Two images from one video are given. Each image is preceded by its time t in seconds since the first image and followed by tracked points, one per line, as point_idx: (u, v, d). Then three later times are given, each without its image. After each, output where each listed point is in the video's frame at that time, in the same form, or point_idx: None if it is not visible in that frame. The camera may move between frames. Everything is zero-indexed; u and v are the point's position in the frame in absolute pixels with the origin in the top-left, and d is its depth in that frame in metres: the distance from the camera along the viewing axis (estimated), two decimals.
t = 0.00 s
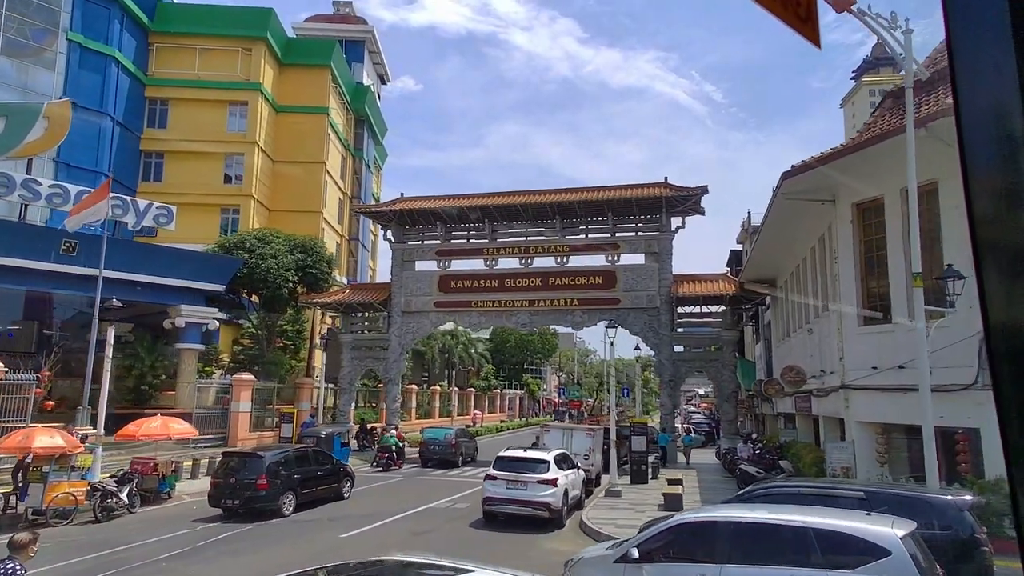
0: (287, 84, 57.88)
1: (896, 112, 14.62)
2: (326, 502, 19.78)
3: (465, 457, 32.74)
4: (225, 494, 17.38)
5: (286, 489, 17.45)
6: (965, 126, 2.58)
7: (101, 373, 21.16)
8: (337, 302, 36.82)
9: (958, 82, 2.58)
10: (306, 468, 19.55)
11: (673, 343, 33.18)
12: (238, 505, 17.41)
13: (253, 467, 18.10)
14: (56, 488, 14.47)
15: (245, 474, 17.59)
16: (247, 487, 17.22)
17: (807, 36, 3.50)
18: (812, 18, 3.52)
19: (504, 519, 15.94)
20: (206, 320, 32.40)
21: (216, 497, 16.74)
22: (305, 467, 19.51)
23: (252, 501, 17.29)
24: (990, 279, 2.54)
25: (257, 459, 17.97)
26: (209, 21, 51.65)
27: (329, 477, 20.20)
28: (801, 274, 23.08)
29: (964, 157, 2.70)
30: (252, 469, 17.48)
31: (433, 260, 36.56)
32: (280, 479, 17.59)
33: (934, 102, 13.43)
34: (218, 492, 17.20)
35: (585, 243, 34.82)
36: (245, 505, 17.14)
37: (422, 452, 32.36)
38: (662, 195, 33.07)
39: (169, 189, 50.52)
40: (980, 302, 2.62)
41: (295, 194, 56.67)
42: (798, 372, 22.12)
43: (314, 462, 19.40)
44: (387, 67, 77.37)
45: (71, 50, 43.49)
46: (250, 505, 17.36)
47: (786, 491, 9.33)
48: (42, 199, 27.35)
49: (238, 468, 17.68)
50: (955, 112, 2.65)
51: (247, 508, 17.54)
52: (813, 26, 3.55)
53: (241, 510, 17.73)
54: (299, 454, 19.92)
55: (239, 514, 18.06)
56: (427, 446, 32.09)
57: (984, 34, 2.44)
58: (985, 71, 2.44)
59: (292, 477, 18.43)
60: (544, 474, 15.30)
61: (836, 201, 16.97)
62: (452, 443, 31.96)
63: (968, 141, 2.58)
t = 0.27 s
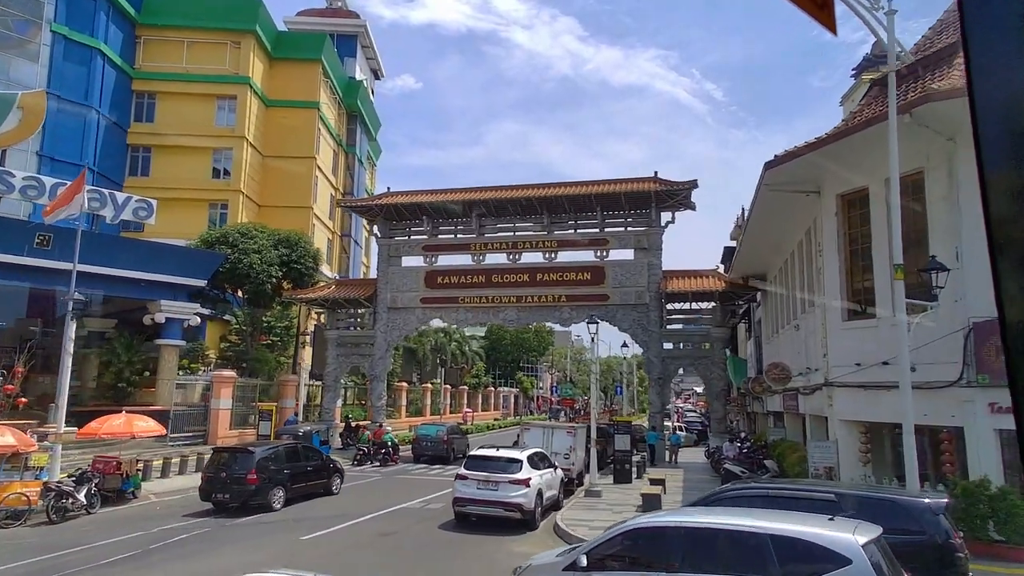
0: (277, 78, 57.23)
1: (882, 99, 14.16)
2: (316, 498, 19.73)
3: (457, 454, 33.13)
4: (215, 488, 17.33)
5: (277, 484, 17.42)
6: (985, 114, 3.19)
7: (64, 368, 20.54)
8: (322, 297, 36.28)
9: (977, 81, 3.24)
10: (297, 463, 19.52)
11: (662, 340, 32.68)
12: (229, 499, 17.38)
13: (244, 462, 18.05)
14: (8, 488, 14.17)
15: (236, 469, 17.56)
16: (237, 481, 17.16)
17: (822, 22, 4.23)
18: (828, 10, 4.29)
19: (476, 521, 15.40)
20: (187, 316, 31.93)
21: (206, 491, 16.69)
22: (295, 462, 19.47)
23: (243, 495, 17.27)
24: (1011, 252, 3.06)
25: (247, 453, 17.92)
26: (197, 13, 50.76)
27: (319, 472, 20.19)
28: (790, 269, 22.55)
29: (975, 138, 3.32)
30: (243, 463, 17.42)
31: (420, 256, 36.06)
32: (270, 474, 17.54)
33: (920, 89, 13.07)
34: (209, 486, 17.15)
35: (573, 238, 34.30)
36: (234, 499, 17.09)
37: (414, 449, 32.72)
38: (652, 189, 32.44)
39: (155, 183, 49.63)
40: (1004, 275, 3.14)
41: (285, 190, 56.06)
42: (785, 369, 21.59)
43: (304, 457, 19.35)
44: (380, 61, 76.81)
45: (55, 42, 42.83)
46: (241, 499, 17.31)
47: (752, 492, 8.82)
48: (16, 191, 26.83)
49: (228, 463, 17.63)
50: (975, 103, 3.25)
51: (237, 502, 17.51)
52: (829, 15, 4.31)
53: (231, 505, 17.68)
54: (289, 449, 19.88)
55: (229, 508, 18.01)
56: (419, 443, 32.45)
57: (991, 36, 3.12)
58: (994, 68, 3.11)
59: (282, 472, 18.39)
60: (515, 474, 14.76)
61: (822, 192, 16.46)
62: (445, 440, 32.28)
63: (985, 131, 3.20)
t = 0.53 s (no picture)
0: (266, 70, 56.58)
1: (866, 83, 13.66)
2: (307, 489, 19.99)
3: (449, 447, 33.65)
4: (207, 480, 17.58)
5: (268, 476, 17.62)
6: None
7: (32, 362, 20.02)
8: (307, 291, 35.74)
9: None
10: (287, 455, 19.76)
11: (650, 335, 32.18)
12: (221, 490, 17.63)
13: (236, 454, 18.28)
14: None
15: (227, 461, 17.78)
16: (228, 473, 17.40)
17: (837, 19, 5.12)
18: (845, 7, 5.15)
19: (447, 520, 14.91)
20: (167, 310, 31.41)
21: (199, 482, 16.95)
22: (287, 454, 19.71)
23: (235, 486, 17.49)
24: None
25: (239, 445, 18.16)
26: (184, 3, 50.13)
27: (310, 466, 20.41)
28: (778, 261, 22.03)
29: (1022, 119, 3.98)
30: (234, 455, 17.66)
31: (406, 249, 35.53)
32: (261, 466, 17.78)
33: (905, 72, 12.56)
34: (201, 478, 17.41)
35: (561, 231, 33.79)
36: (226, 490, 17.34)
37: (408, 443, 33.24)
38: (641, 182, 31.89)
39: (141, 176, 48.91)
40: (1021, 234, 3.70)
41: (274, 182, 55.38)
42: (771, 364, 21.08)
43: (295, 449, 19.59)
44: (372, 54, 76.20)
45: (37, 31, 42.24)
46: (232, 491, 17.57)
47: (716, 490, 8.36)
48: None
49: (219, 455, 17.86)
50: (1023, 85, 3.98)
51: (229, 494, 17.76)
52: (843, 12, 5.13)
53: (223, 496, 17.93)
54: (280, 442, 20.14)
55: (221, 500, 18.26)
56: (413, 436, 33.01)
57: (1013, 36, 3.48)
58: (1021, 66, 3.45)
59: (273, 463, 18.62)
60: (485, 471, 14.29)
61: (805, 181, 15.97)
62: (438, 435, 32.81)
63: None
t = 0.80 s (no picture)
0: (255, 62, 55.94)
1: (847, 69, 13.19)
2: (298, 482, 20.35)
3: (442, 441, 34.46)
4: (201, 473, 17.91)
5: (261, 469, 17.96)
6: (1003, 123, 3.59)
7: None
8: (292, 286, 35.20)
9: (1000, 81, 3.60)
10: (280, 450, 20.10)
11: (638, 331, 31.70)
12: (214, 483, 17.99)
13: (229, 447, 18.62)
14: None
15: (221, 454, 18.12)
16: (222, 466, 17.73)
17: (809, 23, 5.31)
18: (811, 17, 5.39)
19: (416, 521, 14.41)
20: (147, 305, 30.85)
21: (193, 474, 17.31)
22: (279, 448, 20.06)
23: (227, 479, 17.83)
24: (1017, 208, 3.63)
25: (232, 440, 18.50)
26: None
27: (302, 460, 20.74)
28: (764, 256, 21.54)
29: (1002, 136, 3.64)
30: (228, 449, 17.99)
31: (392, 244, 35.02)
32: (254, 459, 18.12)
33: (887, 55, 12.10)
34: (195, 470, 17.75)
35: (548, 225, 33.28)
36: (219, 483, 17.68)
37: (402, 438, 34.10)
38: (629, 175, 31.37)
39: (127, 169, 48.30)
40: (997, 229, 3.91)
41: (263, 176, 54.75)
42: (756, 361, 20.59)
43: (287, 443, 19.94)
44: (364, 48, 75.57)
45: (20, 22, 41.60)
46: (225, 484, 17.90)
47: (676, 493, 7.91)
48: None
49: (213, 448, 18.20)
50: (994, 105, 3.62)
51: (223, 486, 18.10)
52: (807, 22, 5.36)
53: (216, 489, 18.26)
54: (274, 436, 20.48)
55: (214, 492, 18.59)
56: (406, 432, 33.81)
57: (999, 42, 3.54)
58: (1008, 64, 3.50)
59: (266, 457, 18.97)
60: (453, 471, 13.81)
61: (787, 171, 15.50)
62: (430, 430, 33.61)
63: (1007, 140, 3.53)
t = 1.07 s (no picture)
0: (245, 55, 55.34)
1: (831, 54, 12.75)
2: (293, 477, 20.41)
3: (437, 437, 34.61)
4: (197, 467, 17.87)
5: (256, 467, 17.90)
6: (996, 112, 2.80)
7: None
8: (277, 281, 34.72)
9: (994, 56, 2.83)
10: (276, 444, 20.06)
11: (627, 327, 31.27)
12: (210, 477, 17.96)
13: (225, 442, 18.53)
14: None
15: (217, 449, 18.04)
16: (217, 462, 17.67)
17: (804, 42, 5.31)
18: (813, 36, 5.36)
19: (387, 521, 13.98)
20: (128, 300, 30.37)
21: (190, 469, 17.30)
22: (275, 442, 19.99)
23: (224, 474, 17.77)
24: None
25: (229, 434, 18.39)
26: None
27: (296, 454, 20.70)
28: (751, 251, 21.13)
29: (991, 139, 2.91)
30: (224, 444, 17.94)
31: (379, 238, 34.57)
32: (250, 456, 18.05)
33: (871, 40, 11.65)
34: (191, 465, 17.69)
35: (537, 220, 32.84)
36: (215, 479, 17.65)
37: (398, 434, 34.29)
38: (619, 169, 30.90)
39: (114, 163, 47.73)
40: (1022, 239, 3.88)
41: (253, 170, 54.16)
42: (743, 358, 20.14)
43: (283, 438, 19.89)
44: (358, 42, 75.03)
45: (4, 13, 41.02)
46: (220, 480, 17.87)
47: (637, 495, 7.54)
48: None
49: (209, 442, 18.10)
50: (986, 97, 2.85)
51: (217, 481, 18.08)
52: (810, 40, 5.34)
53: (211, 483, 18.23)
54: (269, 431, 20.40)
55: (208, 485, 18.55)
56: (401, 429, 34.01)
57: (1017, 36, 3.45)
58: None
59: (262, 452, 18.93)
60: (425, 469, 13.40)
61: (771, 162, 15.05)
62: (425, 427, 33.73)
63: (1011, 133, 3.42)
